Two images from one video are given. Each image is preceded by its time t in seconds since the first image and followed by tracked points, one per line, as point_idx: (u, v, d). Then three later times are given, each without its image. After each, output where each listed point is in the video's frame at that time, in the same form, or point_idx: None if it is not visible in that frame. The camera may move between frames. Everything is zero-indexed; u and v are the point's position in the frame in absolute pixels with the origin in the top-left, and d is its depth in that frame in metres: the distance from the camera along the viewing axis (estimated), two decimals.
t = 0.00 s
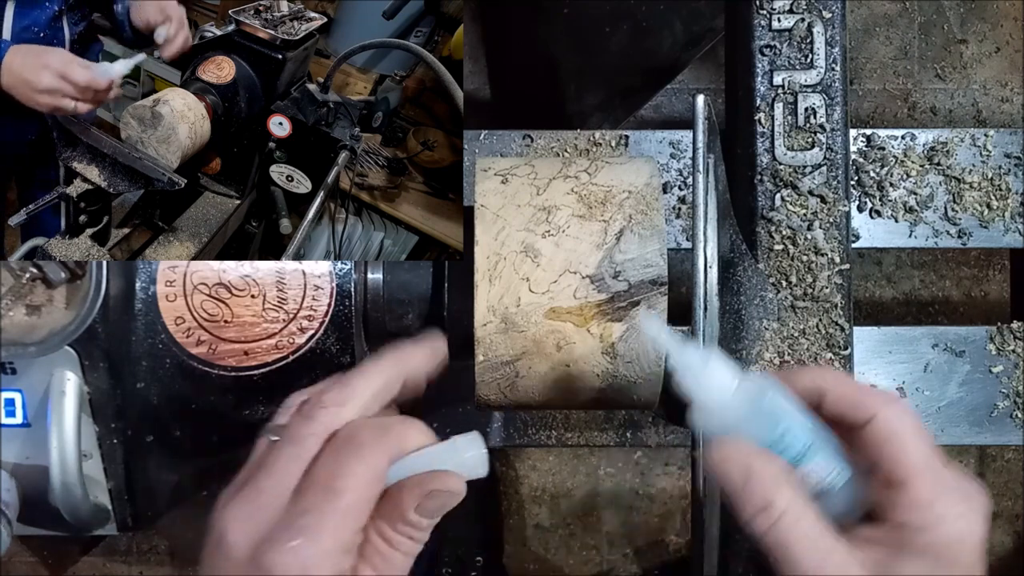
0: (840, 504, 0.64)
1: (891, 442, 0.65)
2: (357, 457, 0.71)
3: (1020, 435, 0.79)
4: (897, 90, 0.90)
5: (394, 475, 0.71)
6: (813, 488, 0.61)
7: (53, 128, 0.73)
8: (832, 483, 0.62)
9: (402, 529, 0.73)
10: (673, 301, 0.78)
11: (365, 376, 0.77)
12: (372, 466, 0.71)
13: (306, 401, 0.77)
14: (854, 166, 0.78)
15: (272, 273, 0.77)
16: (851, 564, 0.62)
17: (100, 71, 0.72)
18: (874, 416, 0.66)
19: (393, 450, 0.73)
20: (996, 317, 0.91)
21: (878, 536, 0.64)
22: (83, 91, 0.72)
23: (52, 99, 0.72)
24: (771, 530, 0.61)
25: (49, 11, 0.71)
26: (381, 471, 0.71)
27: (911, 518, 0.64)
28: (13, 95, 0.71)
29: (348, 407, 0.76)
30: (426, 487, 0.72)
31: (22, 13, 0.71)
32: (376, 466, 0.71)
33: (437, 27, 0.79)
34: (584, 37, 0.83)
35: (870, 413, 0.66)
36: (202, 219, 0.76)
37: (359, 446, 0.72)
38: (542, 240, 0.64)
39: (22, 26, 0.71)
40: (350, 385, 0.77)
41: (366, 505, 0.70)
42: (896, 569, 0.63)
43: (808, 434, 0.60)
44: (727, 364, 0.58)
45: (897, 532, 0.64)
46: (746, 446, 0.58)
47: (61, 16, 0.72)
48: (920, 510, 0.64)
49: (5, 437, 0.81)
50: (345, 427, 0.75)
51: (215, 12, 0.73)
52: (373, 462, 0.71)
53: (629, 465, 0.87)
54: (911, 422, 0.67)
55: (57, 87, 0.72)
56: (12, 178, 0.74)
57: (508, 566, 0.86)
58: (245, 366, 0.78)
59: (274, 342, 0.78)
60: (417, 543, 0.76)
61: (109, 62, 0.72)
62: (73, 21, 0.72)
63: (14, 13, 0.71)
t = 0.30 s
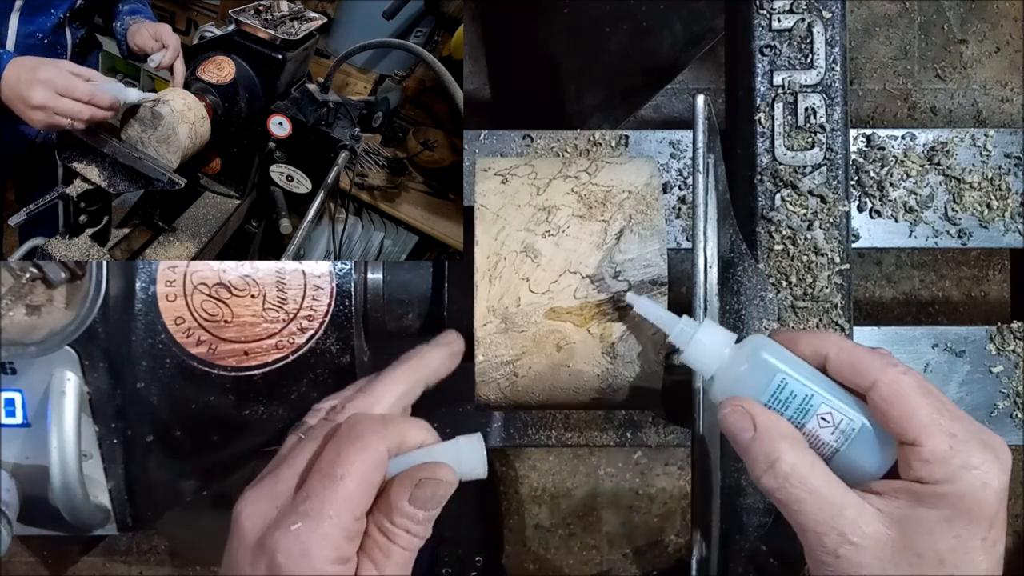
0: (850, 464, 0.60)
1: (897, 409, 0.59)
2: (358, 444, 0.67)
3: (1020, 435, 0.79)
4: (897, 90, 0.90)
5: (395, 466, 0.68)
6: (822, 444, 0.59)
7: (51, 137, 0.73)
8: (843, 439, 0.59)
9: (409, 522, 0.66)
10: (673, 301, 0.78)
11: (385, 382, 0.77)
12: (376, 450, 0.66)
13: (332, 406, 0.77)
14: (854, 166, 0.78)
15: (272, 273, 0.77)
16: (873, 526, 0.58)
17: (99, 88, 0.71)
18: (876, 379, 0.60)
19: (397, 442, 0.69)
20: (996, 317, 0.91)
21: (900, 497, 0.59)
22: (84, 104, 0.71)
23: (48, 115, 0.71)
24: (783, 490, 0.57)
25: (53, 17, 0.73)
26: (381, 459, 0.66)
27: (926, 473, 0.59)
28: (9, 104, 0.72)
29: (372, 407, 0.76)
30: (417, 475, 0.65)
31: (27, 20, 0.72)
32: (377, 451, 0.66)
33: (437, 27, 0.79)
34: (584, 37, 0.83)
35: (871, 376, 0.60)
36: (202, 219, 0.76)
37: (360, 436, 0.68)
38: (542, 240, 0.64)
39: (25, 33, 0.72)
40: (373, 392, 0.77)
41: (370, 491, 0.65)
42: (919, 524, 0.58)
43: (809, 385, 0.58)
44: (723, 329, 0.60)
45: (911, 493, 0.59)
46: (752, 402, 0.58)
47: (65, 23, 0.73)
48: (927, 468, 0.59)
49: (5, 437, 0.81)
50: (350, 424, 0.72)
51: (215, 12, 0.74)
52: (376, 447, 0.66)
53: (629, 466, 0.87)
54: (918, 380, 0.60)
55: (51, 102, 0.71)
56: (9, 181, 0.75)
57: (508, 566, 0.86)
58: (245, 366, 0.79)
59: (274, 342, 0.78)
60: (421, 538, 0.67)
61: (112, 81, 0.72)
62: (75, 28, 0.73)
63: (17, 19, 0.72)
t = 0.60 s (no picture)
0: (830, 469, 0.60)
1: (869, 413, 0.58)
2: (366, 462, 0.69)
3: (1020, 435, 0.79)
4: (897, 90, 0.90)
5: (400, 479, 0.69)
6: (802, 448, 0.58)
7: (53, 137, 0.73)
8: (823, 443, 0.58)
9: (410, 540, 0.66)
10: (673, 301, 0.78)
11: (395, 400, 0.77)
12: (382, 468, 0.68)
13: (341, 422, 0.77)
14: (854, 166, 0.78)
15: (272, 273, 0.77)
16: (852, 530, 0.57)
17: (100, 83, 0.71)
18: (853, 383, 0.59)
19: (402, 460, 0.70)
20: (996, 317, 0.91)
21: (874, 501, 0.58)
22: (88, 99, 0.70)
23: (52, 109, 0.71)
24: (760, 494, 0.57)
25: (56, 18, 0.73)
26: (388, 477, 0.68)
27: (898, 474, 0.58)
28: (14, 100, 0.72)
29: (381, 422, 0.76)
30: (422, 493, 0.66)
31: (31, 21, 0.73)
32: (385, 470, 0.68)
33: (437, 27, 0.79)
34: (584, 37, 0.83)
35: (847, 378, 0.59)
36: (202, 219, 0.76)
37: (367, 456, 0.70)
38: (543, 240, 0.64)
39: (29, 33, 0.73)
40: (383, 410, 0.77)
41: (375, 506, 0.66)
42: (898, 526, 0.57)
43: (786, 388, 0.58)
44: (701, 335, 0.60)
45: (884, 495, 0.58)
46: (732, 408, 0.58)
47: (67, 25, 0.73)
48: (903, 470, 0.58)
49: (5, 437, 0.81)
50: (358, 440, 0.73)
51: (215, 11, 0.75)
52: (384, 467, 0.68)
53: (629, 465, 0.87)
54: (899, 380, 0.59)
55: (57, 95, 0.71)
56: (10, 182, 0.76)
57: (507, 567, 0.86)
58: (245, 366, 0.79)
59: (274, 342, 0.78)
60: (424, 556, 0.68)
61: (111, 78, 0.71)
62: (78, 29, 0.73)
63: (21, 21, 0.73)
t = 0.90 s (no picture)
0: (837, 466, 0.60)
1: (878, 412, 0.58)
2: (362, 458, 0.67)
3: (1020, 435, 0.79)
4: (897, 90, 0.90)
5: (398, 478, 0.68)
6: (815, 442, 0.58)
7: (52, 131, 0.73)
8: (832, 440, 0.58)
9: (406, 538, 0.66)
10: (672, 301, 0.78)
11: (393, 399, 0.76)
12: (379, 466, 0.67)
13: (339, 418, 0.77)
14: (854, 166, 0.78)
15: (272, 273, 0.77)
16: (856, 528, 0.57)
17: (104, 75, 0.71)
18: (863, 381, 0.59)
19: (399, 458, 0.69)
20: (996, 317, 0.91)
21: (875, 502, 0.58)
22: (91, 90, 0.71)
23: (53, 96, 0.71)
24: (765, 489, 0.58)
25: (58, 17, 0.74)
26: (384, 475, 0.67)
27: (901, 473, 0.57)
28: (16, 89, 0.72)
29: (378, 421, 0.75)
30: (419, 492, 0.66)
31: (33, 20, 0.73)
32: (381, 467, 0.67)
33: (437, 27, 0.79)
34: (583, 37, 0.83)
35: (859, 374, 0.59)
36: (202, 219, 0.76)
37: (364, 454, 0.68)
38: (543, 239, 0.64)
39: (31, 32, 0.73)
40: (381, 408, 0.76)
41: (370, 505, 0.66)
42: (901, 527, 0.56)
43: (799, 381, 0.57)
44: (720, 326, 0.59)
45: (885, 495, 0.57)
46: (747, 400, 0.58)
47: (69, 24, 0.74)
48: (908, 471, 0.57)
49: (5, 436, 0.81)
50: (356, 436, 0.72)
51: (215, 11, 0.75)
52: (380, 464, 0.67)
53: (629, 465, 0.86)
54: (912, 379, 0.59)
55: (60, 82, 0.71)
56: (9, 181, 0.76)
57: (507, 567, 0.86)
58: (245, 366, 0.79)
59: (274, 342, 0.78)
60: (419, 555, 0.67)
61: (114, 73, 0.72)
62: (79, 28, 0.74)
63: (23, 20, 0.73)
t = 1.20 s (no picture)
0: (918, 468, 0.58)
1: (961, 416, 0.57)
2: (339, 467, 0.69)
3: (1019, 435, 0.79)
4: (897, 90, 0.90)
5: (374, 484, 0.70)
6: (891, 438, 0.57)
7: (52, 133, 0.72)
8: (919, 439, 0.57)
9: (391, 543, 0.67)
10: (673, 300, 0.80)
11: (372, 403, 0.77)
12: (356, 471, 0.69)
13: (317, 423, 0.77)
14: (854, 166, 0.78)
15: (272, 273, 0.77)
16: (938, 525, 0.56)
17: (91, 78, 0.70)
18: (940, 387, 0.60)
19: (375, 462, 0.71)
20: (995, 317, 0.92)
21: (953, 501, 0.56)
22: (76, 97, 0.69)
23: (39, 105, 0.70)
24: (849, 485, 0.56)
25: (59, 16, 0.73)
26: (361, 481, 0.69)
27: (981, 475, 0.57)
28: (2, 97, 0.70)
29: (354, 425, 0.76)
30: (400, 496, 0.68)
31: (33, 19, 0.72)
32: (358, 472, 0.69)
33: (437, 27, 0.79)
34: (583, 37, 0.83)
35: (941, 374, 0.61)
36: (202, 219, 0.77)
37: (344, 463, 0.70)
38: (542, 239, 0.64)
39: (30, 32, 0.72)
40: (359, 411, 0.77)
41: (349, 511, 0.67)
42: (986, 526, 0.56)
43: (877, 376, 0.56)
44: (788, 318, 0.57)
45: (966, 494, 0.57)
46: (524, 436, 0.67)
47: (70, 23, 0.73)
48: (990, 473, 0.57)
49: (5, 437, 0.80)
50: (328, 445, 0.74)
51: (215, 11, 0.74)
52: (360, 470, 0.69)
53: (629, 465, 0.88)
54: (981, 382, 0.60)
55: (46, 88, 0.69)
56: (11, 181, 0.75)
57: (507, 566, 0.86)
58: (245, 366, 0.78)
59: (274, 342, 0.78)
60: (401, 560, 0.69)
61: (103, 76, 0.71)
62: (80, 28, 0.73)
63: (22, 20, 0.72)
